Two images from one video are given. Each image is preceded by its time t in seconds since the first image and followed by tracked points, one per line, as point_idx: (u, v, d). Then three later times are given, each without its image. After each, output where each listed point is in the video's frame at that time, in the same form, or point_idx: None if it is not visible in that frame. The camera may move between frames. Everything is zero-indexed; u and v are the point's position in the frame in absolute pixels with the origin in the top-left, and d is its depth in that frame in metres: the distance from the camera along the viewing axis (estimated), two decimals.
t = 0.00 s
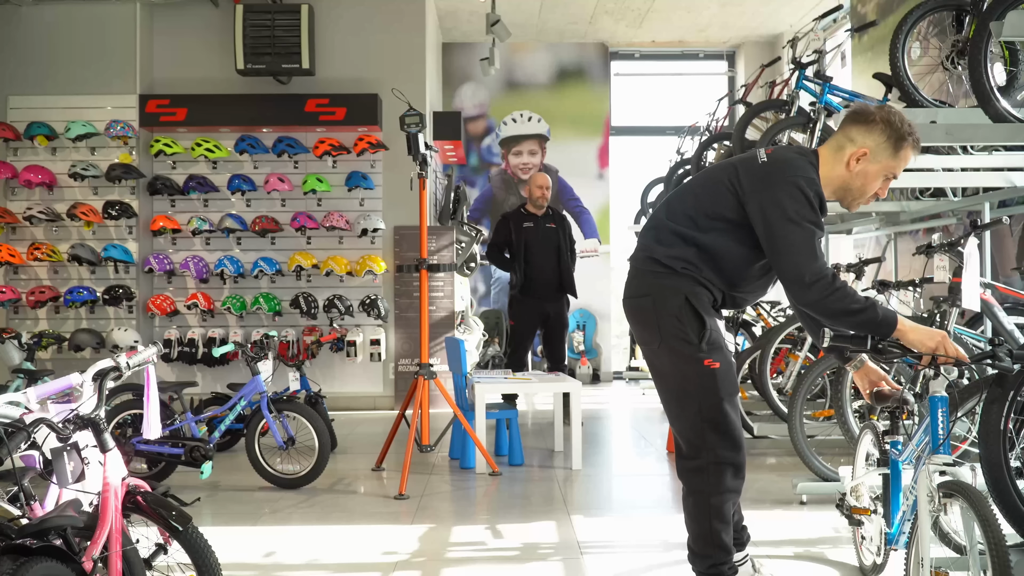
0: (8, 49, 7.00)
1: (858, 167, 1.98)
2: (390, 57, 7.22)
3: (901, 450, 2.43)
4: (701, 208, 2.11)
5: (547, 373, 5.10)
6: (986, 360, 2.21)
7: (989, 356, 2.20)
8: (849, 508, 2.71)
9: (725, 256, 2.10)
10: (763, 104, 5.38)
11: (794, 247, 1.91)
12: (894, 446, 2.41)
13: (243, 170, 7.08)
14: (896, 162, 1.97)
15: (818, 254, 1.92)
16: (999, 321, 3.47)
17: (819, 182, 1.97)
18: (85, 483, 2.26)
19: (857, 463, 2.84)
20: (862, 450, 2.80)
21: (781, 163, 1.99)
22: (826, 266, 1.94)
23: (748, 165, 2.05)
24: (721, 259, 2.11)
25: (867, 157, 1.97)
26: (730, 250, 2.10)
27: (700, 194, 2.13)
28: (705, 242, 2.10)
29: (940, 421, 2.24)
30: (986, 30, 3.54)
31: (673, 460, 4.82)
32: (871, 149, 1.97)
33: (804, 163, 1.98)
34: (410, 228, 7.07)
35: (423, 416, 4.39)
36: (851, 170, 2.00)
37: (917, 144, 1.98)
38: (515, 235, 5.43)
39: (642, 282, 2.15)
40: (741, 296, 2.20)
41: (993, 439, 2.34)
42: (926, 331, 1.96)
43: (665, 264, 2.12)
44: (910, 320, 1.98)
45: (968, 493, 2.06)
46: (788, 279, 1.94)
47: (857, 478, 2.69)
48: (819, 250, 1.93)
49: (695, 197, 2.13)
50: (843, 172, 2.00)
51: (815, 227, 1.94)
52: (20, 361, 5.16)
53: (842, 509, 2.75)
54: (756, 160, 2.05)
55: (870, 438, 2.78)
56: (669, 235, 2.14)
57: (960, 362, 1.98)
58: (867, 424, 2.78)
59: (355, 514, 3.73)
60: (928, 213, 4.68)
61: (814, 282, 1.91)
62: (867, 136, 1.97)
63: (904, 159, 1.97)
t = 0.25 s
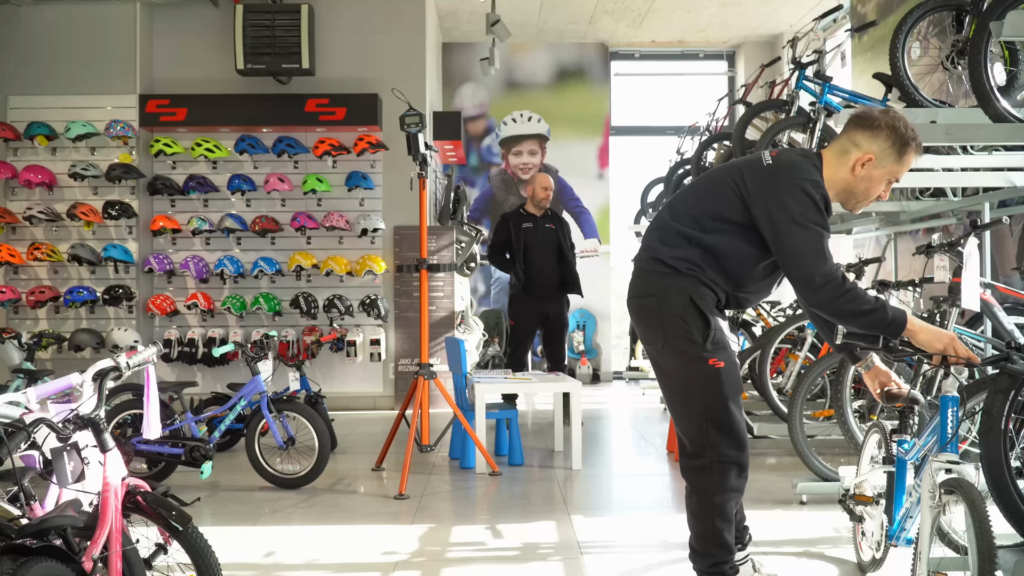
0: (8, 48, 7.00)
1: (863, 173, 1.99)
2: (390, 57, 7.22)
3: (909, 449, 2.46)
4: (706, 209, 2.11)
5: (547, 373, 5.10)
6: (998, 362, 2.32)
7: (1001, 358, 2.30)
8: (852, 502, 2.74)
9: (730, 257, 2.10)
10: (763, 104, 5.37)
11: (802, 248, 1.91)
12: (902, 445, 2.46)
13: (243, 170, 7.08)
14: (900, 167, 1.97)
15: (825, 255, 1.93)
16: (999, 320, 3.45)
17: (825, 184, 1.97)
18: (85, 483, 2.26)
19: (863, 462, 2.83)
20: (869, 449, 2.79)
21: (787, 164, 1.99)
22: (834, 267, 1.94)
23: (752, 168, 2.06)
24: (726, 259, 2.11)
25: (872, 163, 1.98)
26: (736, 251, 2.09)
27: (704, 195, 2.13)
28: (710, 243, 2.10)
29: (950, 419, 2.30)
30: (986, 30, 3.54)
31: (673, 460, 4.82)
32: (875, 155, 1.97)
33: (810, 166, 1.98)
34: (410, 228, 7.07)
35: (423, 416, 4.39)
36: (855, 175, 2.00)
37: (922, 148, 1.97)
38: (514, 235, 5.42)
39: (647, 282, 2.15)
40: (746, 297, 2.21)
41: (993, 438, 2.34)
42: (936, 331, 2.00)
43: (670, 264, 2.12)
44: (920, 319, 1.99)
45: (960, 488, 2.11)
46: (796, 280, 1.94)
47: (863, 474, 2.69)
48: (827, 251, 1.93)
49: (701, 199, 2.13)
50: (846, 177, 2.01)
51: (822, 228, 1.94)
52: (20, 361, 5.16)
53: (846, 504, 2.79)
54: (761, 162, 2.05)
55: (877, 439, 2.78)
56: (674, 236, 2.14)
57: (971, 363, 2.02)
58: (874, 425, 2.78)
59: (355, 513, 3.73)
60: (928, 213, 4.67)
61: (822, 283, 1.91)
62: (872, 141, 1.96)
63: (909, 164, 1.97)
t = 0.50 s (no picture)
0: (8, 48, 7.00)
1: (867, 174, 1.99)
2: (390, 57, 7.22)
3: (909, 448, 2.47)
4: (710, 209, 2.11)
5: (547, 373, 5.10)
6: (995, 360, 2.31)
7: (998, 357, 2.29)
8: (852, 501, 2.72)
9: (733, 257, 2.10)
10: (763, 104, 5.36)
11: (801, 250, 1.91)
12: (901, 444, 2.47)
13: (243, 170, 7.08)
14: (903, 169, 1.98)
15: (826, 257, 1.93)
16: (999, 320, 3.50)
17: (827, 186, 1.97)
18: (85, 483, 2.26)
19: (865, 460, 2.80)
20: (869, 448, 2.78)
21: (790, 166, 1.99)
22: (832, 269, 1.94)
23: (755, 168, 2.06)
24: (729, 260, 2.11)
25: (876, 164, 1.98)
26: (738, 252, 2.09)
27: (708, 195, 2.13)
28: (713, 243, 2.10)
29: (947, 419, 2.30)
30: (986, 30, 3.54)
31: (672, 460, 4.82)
32: (879, 156, 1.97)
33: (812, 168, 1.98)
34: (410, 228, 7.07)
35: (423, 416, 4.38)
36: (858, 177, 2.00)
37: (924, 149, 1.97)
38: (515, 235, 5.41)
39: (650, 282, 2.15)
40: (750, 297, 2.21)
41: (993, 437, 2.34)
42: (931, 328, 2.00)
43: (673, 264, 2.12)
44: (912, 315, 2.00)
45: (950, 488, 2.15)
46: (795, 281, 1.94)
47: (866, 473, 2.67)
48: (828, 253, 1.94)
49: (704, 199, 2.13)
50: (850, 179, 2.00)
51: (823, 230, 1.94)
52: (20, 361, 5.16)
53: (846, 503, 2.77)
54: (764, 163, 2.05)
55: (878, 439, 2.77)
56: (677, 236, 2.15)
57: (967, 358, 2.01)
58: (874, 424, 2.77)
59: (355, 513, 3.73)
60: (928, 213, 4.67)
61: (822, 284, 1.92)
62: (875, 142, 1.96)
63: (912, 165, 1.97)
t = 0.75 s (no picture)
0: (8, 49, 7.00)
1: (868, 172, 2.00)
2: (390, 57, 7.22)
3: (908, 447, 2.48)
4: (709, 210, 2.10)
5: (547, 373, 5.10)
6: (995, 360, 2.31)
7: (998, 356, 2.30)
8: (852, 500, 2.72)
9: (732, 257, 2.10)
10: (763, 104, 5.36)
11: (795, 252, 1.92)
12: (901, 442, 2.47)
13: (243, 170, 7.08)
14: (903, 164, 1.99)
15: (821, 258, 1.93)
16: (999, 321, 3.51)
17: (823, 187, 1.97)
18: (85, 483, 2.26)
19: (866, 459, 2.80)
20: (870, 447, 2.79)
21: (788, 168, 1.99)
22: (826, 271, 1.94)
23: (752, 168, 2.05)
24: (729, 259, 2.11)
25: (877, 162, 1.98)
26: (735, 252, 2.10)
27: (707, 195, 2.12)
28: (709, 243, 2.10)
29: (947, 418, 2.30)
30: (986, 29, 3.54)
31: (672, 460, 4.81)
32: (879, 155, 1.98)
33: (809, 169, 1.97)
34: (410, 228, 7.07)
35: (423, 416, 4.39)
36: (860, 175, 2.01)
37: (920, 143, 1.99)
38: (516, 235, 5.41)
39: (649, 281, 2.15)
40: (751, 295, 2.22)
41: (993, 437, 2.34)
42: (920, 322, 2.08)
43: (671, 263, 2.13)
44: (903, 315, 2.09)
45: (948, 487, 2.15)
46: (790, 284, 1.94)
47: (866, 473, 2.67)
48: (822, 254, 1.94)
49: (702, 199, 2.12)
50: (854, 178, 2.01)
51: (818, 232, 1.94)
52: (20, 361, 5.16)
53: (845, 502, 2.77)
54: (762, 164, 2.05)
55: (878, 439, 2.78)
56: (675, 235, 2.15)
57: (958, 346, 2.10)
58: (874, 424, 2.78)
59: (355, 513, 3.73)
60: (928, 213, 4.66)
61: (817, 284, 1.93)
62: (875, 141, 1.97)
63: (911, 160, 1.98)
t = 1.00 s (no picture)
0: (8, 48, 7.00)
1: (844, 131, 2.11)
2: (390, 57, 7.22)
3: (908, 448, 2.48)
4: (697, 214, 2.11)
5: (547, 373, 5.09)
6: (994, 360, 2.33)
7: (997, 357, 2.31)
8: (853, 501, 2.72)
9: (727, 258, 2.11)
10: (763, 104, 5.36)
11: (785, 246, 1.94)
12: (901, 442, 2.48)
13: (243, 170, 7.08)
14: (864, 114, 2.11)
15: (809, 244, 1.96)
16: (999, 321, 3.52)
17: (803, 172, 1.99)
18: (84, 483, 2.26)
19: (867, 459, 2.80)
20: (870, 448, 2.79)
21: (764, 158, 2.00)
22: (817, 259, 1.97)
23: (731, 165, 2.06)
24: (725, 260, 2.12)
25: (848, 121, 2.09)
26: (730, 250, 2.11)
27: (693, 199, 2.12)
28: (706, 248, 2.11)
29: (947, 418, 2.30)
30: (986, 29, 3.53)
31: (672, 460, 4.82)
32: (853, 115, 2.08)
33: (785, 157, 1.98)
34: (410, 228, 7.07)
35: (423, 416, 4.38)
36: (836, 136, 2.11)
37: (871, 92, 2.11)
38: (516, 235, 5.42)
39: (656, 293, 2.16)
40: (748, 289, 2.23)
41: (993, 437, 2.34)
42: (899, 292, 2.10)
43: (678, 273, 2.13)
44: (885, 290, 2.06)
45: (949, 488, 2.15)
46: (782, 277, 1.96)
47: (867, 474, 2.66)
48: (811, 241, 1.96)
49: (687, 202, 2.13)
50: (833, 142, 2.10)
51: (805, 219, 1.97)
52: (20, 361, 5.16)
53: (846, 503, 2.77)
54: (738, 157, 2.06)
55: (878, 439, 2.78)
56: (670, 244, 2.15)
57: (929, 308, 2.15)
58: (874, 425, 2.78)
59: (355, 513, 3.73)
60: (928, 213, 4.66)
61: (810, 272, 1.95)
62: (843, 103, 2.06)
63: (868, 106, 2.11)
